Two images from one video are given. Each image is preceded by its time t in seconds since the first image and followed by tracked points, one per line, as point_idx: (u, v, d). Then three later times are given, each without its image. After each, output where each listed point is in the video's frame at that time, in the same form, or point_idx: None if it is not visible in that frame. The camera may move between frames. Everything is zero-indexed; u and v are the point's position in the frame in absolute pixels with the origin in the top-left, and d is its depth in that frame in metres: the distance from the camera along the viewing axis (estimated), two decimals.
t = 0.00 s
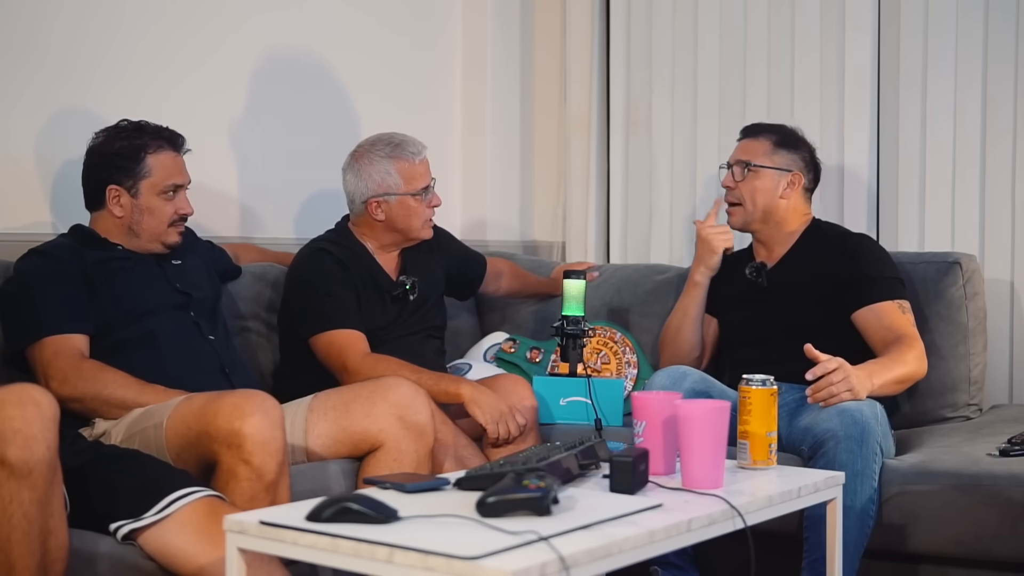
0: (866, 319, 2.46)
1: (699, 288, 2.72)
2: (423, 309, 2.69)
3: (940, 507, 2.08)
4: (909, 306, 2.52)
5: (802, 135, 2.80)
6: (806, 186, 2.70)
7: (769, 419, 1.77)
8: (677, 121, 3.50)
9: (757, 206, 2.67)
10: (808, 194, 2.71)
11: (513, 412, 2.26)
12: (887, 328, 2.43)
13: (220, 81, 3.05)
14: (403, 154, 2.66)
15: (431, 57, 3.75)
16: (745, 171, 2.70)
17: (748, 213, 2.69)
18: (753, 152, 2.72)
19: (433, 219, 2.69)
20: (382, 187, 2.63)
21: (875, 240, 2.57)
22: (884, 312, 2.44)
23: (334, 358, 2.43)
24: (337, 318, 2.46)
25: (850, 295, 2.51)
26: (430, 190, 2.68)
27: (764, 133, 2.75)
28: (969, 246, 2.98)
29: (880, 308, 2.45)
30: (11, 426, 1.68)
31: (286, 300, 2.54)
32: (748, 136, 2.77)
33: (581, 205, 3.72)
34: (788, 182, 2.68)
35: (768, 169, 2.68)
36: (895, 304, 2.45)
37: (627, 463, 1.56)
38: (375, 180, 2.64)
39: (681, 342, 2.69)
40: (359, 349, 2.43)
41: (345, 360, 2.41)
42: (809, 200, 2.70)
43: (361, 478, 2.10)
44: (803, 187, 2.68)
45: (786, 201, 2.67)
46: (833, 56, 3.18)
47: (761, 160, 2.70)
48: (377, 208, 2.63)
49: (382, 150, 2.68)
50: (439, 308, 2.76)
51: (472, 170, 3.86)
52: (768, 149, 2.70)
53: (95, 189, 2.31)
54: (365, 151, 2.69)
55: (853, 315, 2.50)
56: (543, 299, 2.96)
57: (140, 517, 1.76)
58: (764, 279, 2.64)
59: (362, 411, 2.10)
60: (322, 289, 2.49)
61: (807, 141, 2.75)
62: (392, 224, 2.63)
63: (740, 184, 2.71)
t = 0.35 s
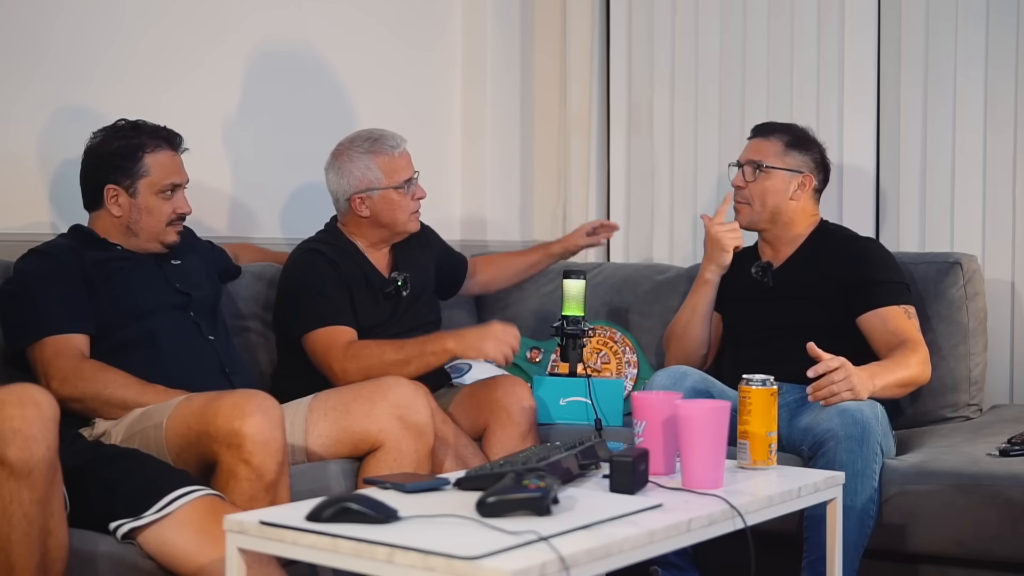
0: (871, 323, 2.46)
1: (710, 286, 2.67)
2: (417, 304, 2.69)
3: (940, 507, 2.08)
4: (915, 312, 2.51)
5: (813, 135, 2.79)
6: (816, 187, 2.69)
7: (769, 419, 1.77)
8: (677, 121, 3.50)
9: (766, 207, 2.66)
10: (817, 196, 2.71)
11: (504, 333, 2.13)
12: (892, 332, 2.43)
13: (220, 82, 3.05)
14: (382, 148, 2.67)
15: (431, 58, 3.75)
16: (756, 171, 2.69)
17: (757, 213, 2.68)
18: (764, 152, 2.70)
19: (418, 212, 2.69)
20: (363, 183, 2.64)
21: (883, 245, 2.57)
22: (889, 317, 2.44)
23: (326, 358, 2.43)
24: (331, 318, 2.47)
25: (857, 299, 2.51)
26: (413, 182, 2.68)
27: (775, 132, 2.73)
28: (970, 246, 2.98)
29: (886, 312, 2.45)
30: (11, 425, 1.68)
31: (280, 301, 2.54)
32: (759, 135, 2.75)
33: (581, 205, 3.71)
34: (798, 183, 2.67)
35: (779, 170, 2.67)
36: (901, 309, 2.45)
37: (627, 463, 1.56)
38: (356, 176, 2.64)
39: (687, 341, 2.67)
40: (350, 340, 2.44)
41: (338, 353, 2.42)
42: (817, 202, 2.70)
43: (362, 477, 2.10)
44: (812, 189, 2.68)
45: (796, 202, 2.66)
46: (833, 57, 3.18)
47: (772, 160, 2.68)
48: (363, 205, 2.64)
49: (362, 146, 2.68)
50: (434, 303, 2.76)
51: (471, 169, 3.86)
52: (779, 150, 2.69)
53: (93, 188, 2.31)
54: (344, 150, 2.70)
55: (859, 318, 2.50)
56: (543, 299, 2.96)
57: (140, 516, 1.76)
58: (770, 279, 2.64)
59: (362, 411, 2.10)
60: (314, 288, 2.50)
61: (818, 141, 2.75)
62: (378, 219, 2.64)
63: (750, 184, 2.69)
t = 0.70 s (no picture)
0: (873, 325, 2.46)
1: (705, 293, 2.64)
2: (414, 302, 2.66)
3: (939, 507, 2.08)
4: (916, 313, 2.51)
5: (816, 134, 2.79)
6: (821, 187, 2.69)
7: (769, 420, 1.77)
8: (677, 121, 3.50)
9: (775, 205, 2.66)
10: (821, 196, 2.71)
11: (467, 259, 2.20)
12: (892, 334, 2.43)
13: (220, 82, 3.05)
14: (363, 144, 2.69)
15: (431, 58, 3.75)
16: (764, 170, 2.68)
17: (766, 212, 2.67)
18: (773, 151, 2.70)
19: (407, 206, 2.69)
20: (347, 178, 2.65)
21: (885, 247, 2.57)
22: (890, 319, 2.44)
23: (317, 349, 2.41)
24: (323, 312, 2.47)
25: (858, 300, 2.51)
26: (397, 176, 2.69)
27: (783, 131, 2.73)
28: (969, 246, 2.98)
29: (887, 314, 2.45)
30: (11, 425, 1.69)
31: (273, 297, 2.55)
32: (765, 134, 2.75)
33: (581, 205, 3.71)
34: (805, 182, 2.67)
35: (787, 168, 2.67)
36: (902, 311, 2.45)
37: (627, 463, 1.56)
38: (339, 173, 2.66)
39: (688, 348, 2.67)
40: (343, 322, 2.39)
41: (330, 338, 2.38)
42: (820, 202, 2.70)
43: (362, 477, 2.10)
44: (818, 188, 2.68)
45: (803, 201, 2.66)
46: (832, 56, 3.18)
47: (781, 157, 2.68)
48: (348, 201, 2.65)
49: (344, 144, 2.71)
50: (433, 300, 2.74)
51: (471, 168, 3.86)
52: (787, 147, 2.69)
53: (87, 187, 2.31)
54: (327, 149, 2.72)
55: (860, 320, 2.50)
56: (543, 299, 2.96)
57: (140, 515, 1.76)
58: (772, 278, 2.65)
59: (362, 411, 2.10)
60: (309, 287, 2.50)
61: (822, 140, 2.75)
62: (364, 215, 2.64)
63: (758, 182, 2.68)
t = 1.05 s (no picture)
0: (873, 325, 2.46)
1: (719, 285, 2.67)
2: (411, 301, 2.65)
3: (940, 507, 2.08)
4: (916, 313, 2.51)
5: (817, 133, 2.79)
6: (822, 187, 2.69)
7: (769, 420, 1.77)
8: (677, 121, 3.50)
9: (775, 205, 2.66)
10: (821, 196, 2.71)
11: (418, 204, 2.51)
12: (892, 334, 2.43)
13: (220, 83, 3.05)
14: (363, 141, 2.68)
15: (431, 58, 3.74)
16: (764, 170, 2.68)
17: (766, 212, 2.67)
18: (773, 151, 2.70)
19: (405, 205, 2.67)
20: (345, 174, 2.65)
21: (885, 247, 2.56)
22: (890, 319, 2.44)
23: (330, 330, 2.41)
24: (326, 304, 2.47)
25: (858, 300, 2.51)
26: (397, 175, 2.67)
27: (783, 131, 2.73)
28: (970, 246, 2.98)
29: (887, 315, 2.45)
30: (11, 426, 1.69)
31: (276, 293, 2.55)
32: (765, 134, 2.75)
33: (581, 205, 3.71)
34: (805, 182, 2.67)
35: (787, 168, 2.67)
36: (902, 311, 2.45)
37: (627, 463, 1.56)
38: (338, 168, 2.67)
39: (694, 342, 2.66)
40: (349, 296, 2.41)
41: (345, 314, 2.39)
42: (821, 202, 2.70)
43: (362, 477, 2.10)
44: (819, 187, 2.68)
45: (803, 201, 2.66)
46: (833, 57, 3.18)
47: (780, 158, 2.68)
48: (345, 197, 2.65)
49: (345, 140, 2.70)
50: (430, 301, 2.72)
51: (471, 169, 3.85)
52: (787, 147, 2.69)
53: (84, 187, 2.31)
54: (330, 146, 2.72)
55: (860, 319, 2.50)
56: (543, 299, 2.96)
57: (140, 515, 1.76)
58: (772, 278, 2.65)
59: (362, 411, 2.10)
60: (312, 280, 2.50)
61: (823, 139, 2.75)
62: (360, 212, 2.64)
63: (758, 183, 2.69)
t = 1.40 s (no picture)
0: (874, 327, 2.46)
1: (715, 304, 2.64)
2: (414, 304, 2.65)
3: (940, 507, 2.08)
4: (917, 316, 2.51)
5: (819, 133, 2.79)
6: (824, 184, 2.69)
7: (769, 419, 1.77)
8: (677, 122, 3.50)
9: (778, 205, 2.66)
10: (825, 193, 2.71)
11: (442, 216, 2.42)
12: (893, 336, 2.43)
13: (221, 83, 3.05)
14: (374, 142, 2.68)
15: (431, 58, 3.74)
16: (765, 171, 2.68)
17: (769, 212, 2.67)
18: (773, 151, 2.70)
19: (413, 208, 2.68)
20: (355, 176, 2.65)
21: (888, 249, 2.57)
22: (891, 321, 2.44)
23: (325, 337, 2.41)
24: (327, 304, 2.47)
25: (860, 300, 2.52)
26: (406, 177, 2.68)
27: (783, 131, 2.73)
28: (970, 247, 2.98)
29: (889, 316, 2.45)
30: (11, 426, 1.69)
31: (279, 292, 2.54)
32: (766, 134, 2.75)
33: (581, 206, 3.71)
34: (807, 180, 2.67)
35: (788, 168, 2.67)
36: (903, 313, 2.45)
37: (627, 463, 1.56)
38: (348, 170, 2.66)
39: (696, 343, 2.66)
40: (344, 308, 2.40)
41: (340, 326, 2.38)
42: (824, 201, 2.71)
43: (362, 477, 2.10)
44: (821, 186, 2.68)
45: (806, 200, 2.66)
46: (833, 57, 3.18)
47: (781, 158, 2.68)
48: (354, 198, 2.65)
49: (355, 141, 2.69)
50: (433, 303, 2.73)
51: (471, 169, 3.85)
52: (787, 147, 2.69)
53: (88, 188, 2.31)
54: (338, 146, 2.72)
55: (861, 321, 2.50)
56: (543, 299, 2.96)
57: (140, 514, 1.76)
58: (775, 279, 2.64)
59: (362, 411, 2.10)
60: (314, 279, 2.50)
61: (824, 138, 2.75)
62: (369, 214, 2.64)
63: (760, 184, 2.69)
